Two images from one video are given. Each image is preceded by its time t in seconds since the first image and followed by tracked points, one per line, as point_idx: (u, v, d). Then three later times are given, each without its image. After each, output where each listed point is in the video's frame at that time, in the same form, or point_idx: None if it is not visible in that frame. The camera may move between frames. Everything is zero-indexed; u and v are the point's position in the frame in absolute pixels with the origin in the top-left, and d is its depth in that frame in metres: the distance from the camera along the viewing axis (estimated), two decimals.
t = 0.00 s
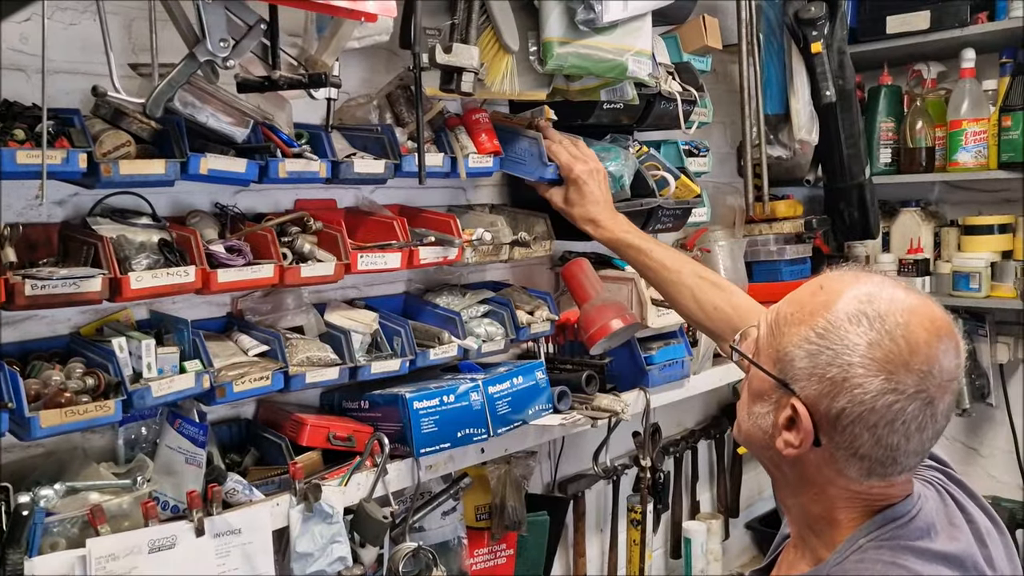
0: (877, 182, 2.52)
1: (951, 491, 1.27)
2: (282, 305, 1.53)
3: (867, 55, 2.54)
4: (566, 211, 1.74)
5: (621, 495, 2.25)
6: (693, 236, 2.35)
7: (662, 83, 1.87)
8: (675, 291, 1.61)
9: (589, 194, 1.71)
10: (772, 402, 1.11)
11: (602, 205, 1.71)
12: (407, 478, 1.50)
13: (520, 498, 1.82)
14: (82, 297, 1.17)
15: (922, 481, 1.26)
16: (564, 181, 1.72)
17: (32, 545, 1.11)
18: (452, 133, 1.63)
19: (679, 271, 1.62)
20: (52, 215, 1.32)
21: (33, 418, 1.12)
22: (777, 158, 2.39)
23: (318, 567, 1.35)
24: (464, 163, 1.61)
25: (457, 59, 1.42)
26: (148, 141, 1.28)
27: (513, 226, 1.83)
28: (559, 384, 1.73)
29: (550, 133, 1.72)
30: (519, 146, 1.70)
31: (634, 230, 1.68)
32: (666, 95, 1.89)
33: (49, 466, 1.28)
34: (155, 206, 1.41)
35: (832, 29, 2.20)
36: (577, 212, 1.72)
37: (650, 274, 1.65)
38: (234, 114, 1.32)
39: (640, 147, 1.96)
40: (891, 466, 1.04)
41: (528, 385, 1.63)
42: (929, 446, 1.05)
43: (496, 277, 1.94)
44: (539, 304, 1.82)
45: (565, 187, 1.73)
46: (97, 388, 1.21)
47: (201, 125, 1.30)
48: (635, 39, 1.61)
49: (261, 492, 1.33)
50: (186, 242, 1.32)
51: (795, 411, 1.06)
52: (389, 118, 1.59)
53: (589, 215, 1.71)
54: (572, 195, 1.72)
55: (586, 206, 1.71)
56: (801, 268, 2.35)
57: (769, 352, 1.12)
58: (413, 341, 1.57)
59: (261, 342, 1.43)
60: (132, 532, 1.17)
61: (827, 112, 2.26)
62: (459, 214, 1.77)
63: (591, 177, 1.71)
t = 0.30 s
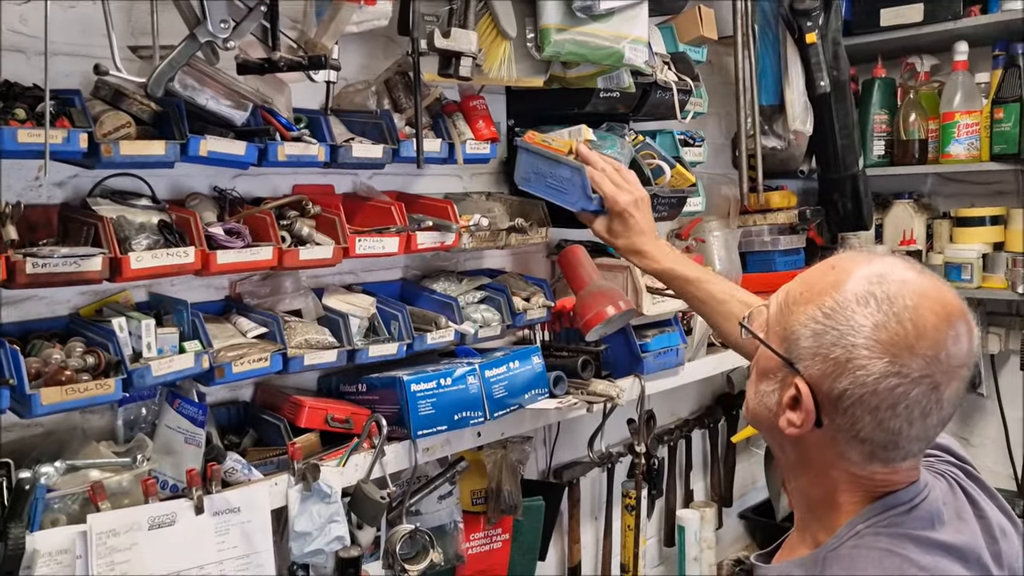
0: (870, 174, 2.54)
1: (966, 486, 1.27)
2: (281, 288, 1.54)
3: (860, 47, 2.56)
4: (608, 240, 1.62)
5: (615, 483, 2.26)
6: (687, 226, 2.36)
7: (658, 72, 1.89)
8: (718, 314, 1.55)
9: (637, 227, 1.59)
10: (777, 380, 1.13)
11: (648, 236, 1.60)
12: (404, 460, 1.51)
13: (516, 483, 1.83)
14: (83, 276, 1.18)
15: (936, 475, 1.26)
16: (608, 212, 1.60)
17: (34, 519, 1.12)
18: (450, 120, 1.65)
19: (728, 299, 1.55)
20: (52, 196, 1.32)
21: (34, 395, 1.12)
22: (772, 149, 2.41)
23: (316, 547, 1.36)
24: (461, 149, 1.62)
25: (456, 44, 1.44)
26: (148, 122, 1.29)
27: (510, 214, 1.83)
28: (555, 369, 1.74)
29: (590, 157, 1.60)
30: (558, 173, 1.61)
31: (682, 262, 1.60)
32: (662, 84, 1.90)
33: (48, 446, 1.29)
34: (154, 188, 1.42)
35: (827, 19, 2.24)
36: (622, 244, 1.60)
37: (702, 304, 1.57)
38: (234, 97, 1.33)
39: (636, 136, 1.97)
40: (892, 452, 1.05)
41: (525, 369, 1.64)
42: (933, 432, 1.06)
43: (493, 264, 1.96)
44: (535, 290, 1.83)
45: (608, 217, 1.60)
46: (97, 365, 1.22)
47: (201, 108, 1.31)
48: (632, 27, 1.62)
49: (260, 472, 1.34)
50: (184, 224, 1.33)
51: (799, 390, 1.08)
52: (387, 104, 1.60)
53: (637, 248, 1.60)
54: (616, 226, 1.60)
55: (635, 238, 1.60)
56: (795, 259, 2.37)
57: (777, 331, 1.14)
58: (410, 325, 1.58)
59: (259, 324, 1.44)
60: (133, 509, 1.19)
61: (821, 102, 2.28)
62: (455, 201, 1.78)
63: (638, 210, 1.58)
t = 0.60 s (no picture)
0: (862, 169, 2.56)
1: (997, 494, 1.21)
2: (276, 280, 1.55)
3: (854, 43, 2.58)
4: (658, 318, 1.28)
5: (610, 476, 2.27)
6: (682, 221, 2.38)
7: (652, 66, 1.90)
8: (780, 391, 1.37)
9: (689, 301, 1.28)
10: (815, 366, 1.06)
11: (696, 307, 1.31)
12: (401, 450, 1.51)
13: (511, 476, 1.83)
14: (80, 266, 1.19)
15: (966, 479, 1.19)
16: (658, 286, 1.24)
17: (32, 507, 1.12)
18: (445, 113, 1.66)
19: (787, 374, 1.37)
20: (48, 187, 1.32)
21: (32, 384, 1.13)
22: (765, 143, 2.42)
23: (312, 537, 1.37)
24: (457, 141, 1.63)
25: (451, 35, 1.45)
26: (145, 113, 1.29)
27: (504, 206, 1.81)
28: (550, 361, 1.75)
29: (634, 229, 1.21)
30: (599, 248, 1.17)
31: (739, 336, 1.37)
32: (656, 78, 1.91)
33: (45, 436, 1.30)
34: (151, 179, 1.42)
35: (820, 14, 2.25)
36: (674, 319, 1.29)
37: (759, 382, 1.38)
38: (231, 89, 1.34)
39: (630, 129, 1.99)
40: (929, 450, 0.99)
41: (519, 361, 1.65)
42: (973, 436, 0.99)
43: (488, 257, 1.96)
44: (529, 283, 1.84)
45: (657, 290, 1.26)
46: (94, 355, 1.23)
47: (198, 99, 1.31)
48: (626, 20, 1.63)
49: (256, 462, 1.34)
50: (181, 214, 1.33)
51: (836, 379, 1.01)
52: (382, 96, 1.60)
53: (692, 322, 1.30)
54: (667, 301, 1.26)
55: (688, 312, 1.29)
56: (788, 253, 2.38)
57: (820, 315, 1.06)
58: (406, 317, 1.59)
59: (255, 315, 1.44)
60: (131, 498, 1.19)
61: (814, 96, 2.30)
62: (450, 193, 1.79)
63: (690, 283, 1.25)
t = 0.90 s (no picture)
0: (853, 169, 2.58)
1: None
2: (272, 278, 1.55)
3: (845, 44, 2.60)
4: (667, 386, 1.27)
5: (603, 473, 2.28)
6: (674, 221, 2.40)
7: (645, 67, 1.91)
8: (789, 449, 1.41)
9: (696, 370, 1.25)
10: (856, 366, 1.04)
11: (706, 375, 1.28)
12: (396, 448, 1.53)
13: (506, 473, 1.84)
14: (77, 264, 1.20)
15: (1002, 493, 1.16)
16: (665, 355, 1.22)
17: (30, 504, 1.14)
18: (440, 112, 1.67)
19: (792, 433, 1.41)
20: (45, 186, 1.33)
21: (29, 381, 1.13)
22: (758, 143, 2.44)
23: (307, 533, 1.37)
24: (451, 141, 1.65)
25: (446, 36, 1.46)
26: (142, 113, 1.30)
27: (499, 206, 1.82)
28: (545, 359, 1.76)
29: (644, 296, 1.20)
30: (608, 314, 1.17)
31: (747, 402, 1.38)
32: (649, 79, 1.92)
33: (42, 434, 1.30)
34: (147, 178, 1.43)
35: (810, 15, 2.28)
36: (681, 387, 1.27)
37: (769, 442, 1.41)
38: (227, 88, 1.35)
39: (624, 129, 2.00)
40: (971, 455, 0.97)
41: (514, 360, 1.66)
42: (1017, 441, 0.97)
43: (483, 256, 1.98)
44: (524, 282, 1.85)
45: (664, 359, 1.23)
46: (91, 353, 1.23)
47: (195, 98, 1.32)
48: (620, 20, 1.64)
49: (252, 459, 1.36)
50: (177, 213, 1.34)
51: (878, 380, 1.00)
52: (377, 96, 1.61)
53: (698, 391, 1.28)
54: (674, 371, 1.24)
55: (695, 381, 1.27)
56: (780, 252, 2.40)
57: (863, 316, 1.05)
58: (401, 315, 1.60)
59: (251, 314, 1.45)
60: (127, 494, 1.20)
61: (805, 97, 2.33)
62: (446, 192, 1.80)
63: (697, 352, 1.22)
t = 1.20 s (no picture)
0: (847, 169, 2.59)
1: None
2: (265, 277, 1.55)
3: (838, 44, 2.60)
4: (674, 427, 1.30)
5: (595, 472, 2.28)
6: (668, 220, 2.40)
7: (640, 67, 1.91)
8: (797, 477, 1.45)
9: (702, 408, 1.27)
10: (873, 370, 1.06)
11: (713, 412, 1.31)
12: (389, 448, 1.52)
13: (499, 472, 1.84)
14: (70, 263, 1.20)
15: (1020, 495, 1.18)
16: (671, 397, 1.25)
17: (22, 503, 1.13)
18: (435, 111, 1.67)
19: (798, 461, 1.45)
20: (37, 183, 1.33)
21: (21, 380, 1.13)
22: (752, 143, 2.44)
23: (301, 533, 1.37)
24: (445, 140, 1.65)
25: (441, 34, 1.45)
26: (135, 110, 1.30)
27: (494, 205, 1.82)
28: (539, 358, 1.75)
29: (644, 336, 1.22)
30: (611, 358, 1.20)
31: (754, 434, 1.41)
32: (644, 78, 1.93)
33: (34, 432, 1.29)
34: (141, 176, 1.43)
35: (805, 15, 2.28)
36: (689, 427, 1.30)
37: (776, 471, 1.45)
38: (221, 86, 1.34)
39: (618, 129, 2.00)
40: (994, 454, 0.98)
41: (508, 359, 1.65)
42: None
43: (477, 255, 1.98)
44: (518, 280, 1.85)
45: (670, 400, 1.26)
46: (84, 351, 1.23)
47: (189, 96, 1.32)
48: (615, 20, 1.64)
49: (246, 458, 1.35)
50: (171, 211, 1.34)
51: (899, 381, 1.02)
52: (372, 95, 1.61)
53: (705, 429, 1.31)
54: (679, 411, 1.28)
55: (701, 419, 1.30)
56: (773, 252, 2.40)
57: (878, 320, 1.07)
58: (395, 314, 1.60)
59: (245, 312, 1.45)
60: (120, 493, 1.19)
61: (799, 97, 2.33)
62: (440, 191, 1.80)
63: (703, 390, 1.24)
